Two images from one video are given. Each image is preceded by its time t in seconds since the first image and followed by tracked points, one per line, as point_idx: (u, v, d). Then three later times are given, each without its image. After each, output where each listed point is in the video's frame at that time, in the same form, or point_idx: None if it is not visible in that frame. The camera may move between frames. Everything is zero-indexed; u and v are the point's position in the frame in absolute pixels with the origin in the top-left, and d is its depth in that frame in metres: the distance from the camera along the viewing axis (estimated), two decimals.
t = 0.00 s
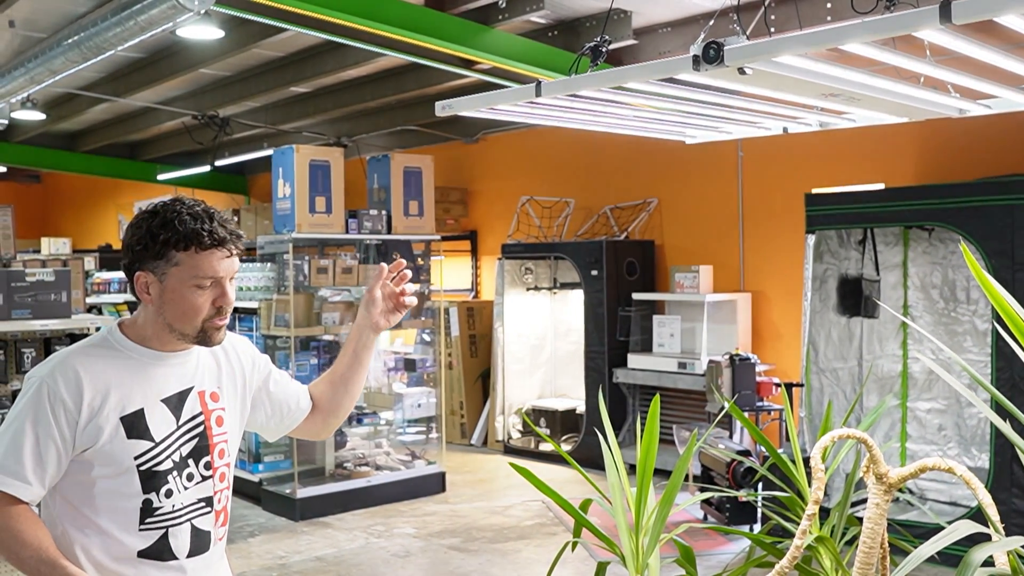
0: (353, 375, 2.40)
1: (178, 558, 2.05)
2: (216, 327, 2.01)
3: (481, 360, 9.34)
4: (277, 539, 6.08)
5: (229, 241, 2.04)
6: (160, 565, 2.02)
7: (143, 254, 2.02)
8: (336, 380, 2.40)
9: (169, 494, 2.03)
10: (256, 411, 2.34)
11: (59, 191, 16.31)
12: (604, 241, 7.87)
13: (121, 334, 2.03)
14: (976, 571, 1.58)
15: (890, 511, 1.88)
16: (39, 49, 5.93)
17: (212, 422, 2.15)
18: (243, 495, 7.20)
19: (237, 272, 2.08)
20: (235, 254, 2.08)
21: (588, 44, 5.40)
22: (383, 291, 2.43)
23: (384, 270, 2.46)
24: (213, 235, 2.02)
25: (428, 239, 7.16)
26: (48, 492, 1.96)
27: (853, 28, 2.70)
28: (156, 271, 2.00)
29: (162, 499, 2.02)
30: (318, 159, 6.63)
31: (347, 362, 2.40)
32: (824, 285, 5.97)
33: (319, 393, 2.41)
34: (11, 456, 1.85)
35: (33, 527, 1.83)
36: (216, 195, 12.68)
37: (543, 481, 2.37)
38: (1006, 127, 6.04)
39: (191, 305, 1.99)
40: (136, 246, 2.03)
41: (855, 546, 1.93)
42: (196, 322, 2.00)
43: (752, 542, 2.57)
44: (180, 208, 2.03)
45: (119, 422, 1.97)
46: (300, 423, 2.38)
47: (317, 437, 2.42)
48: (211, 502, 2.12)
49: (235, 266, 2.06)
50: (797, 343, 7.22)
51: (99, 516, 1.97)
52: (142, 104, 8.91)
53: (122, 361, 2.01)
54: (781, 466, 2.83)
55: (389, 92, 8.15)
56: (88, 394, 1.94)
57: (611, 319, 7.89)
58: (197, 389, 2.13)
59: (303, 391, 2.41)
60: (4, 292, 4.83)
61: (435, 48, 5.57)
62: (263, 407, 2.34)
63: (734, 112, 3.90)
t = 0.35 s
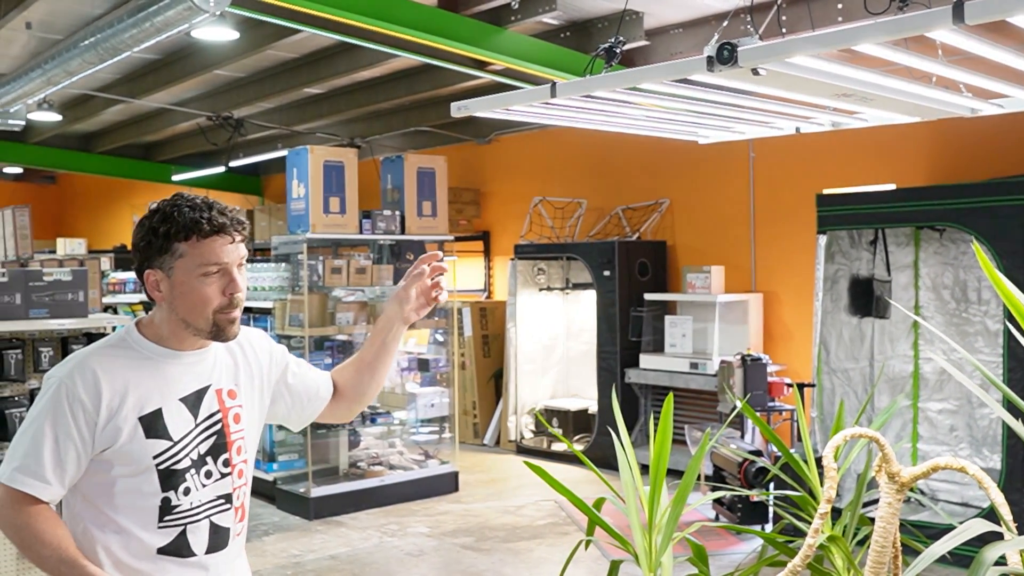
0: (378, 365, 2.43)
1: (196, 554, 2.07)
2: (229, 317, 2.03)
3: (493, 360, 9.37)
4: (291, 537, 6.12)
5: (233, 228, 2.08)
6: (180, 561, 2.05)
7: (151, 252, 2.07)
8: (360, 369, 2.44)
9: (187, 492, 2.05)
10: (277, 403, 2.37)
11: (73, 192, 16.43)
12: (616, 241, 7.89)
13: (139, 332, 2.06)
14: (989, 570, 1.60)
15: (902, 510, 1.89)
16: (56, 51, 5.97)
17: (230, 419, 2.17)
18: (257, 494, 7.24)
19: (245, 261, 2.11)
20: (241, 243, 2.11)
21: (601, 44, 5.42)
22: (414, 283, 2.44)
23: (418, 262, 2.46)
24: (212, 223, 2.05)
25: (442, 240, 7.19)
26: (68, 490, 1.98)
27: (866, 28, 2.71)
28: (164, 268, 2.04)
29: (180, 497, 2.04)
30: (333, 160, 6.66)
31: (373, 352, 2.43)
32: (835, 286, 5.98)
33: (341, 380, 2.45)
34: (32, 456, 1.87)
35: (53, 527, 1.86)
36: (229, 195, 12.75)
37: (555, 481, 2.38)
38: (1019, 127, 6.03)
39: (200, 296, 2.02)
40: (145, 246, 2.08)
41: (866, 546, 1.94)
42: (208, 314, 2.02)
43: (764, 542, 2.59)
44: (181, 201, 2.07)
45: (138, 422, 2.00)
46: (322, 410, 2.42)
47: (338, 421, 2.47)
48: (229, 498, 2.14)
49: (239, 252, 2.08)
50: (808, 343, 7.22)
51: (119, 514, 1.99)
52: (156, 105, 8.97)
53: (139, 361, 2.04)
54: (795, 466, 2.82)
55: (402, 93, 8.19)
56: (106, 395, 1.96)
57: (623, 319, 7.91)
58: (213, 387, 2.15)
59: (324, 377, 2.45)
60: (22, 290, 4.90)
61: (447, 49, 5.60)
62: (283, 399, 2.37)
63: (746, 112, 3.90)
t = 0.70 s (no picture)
0: (436, 330, 2.52)
1: (254, 542, 2.07)
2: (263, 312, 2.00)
3: (545, 360, 9.37)
4: (345, 535, 6.18)
5: (268, 223, 2.05)
6: (240, 550, 2.05)
7: (194, 250, 2.09)
8: (417, 333, 2.51)
9: (245, 484, 2.05)
10: (332, 381, 2.40)
11: (133, 195, 16.83)
12: (667, 241, 7.85)
13: (186, 330, 2.07)
14: None
15: (963, 515, 1.84)
16: (116, 56, 6.09)
17: (285, 410, 2.15)
18: (311, 491, 7.34)
19: (282, 256, 2.08)
20: (279, 238, 2.09)
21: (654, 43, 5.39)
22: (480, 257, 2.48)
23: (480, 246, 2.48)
24: (243, 218, 2.04)
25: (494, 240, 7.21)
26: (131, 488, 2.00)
27: (925, 24, 2.65)
28: (202, 268, 2.06)
29: (239, 490, 2.04)
30: (385, 160, 6.73)
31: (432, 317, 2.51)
32: (893, 286, 5.92)
33: (397, 344, 2.49)
34: (94, 457, 1.90)
35: (117, 524, 1.88)
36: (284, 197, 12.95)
37: (609, 480, 2.40)
38: None
39: (235, 293, 2.01)
40: (189, 244, 2.10)
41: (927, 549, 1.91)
42: (242, 310, 2.00)
43: (819, 545, 2.60)
44: (219, 197, 2.08)
45: (196, 420, 2.00)
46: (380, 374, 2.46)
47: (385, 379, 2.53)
48: (284, 486, 2.12)
49: (274, 246, 2.06)
50: (864, 345, 7.11)
51: (180, 509, 2.00)
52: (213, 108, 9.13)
53: (194, 361, 2.04)
54: (849, 468, 2.79)
55: (454, 94, 8.24)
56: (164, 395, 1.97)
57: (675, 319, 7.85)
58: (268, 380, 2.13)
59: (381, 341, 2.48)
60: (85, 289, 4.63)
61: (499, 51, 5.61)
62: (336, 375, 2.39)
63: (799, 110, 3.83)
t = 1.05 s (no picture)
0: (483, 324, 2.48)
1: (299, 540, 2.00)
2: (301, 316, 1.96)
3: (596, 360, 9.35)
4: (395, 534, 6.22)
5: (308, 222, 2.02)
6: (285, 548, 1.98)
7: (238, 249, 2.07)
8: (465, 327, 2.46)
9: (289, 482, 1.98)
10: (379, 377, 2.35)
11: (186, 195, 17.14)
12: (719, 240, 7.78)
13: (228, 328, 2.04)
14: None
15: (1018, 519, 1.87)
16: (170, 58, 6.18)
17: (329, 408, 2.09)
18: (363, 490, 7.40)
19: (323, 256, 2.04)
20: (321, 239, 2.05)
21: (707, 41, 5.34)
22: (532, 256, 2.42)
23: (532, 251, 2.41)
24: (284, 217, 2.01)
25: (545, 240, 7.21)
26: (176, 487, 1.95)
27: (984, 19, 2.56)
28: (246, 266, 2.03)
29: (282, 488, 1.97)
30: (436, 161, 6.78)
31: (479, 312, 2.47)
32: (948, 286, 5.54)
33: (444, 336, 2.45)
34: (139, 457, 1.85)
35: (162, 522, 1.84)
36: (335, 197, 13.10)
37: (655, 479, 2.31)
38: None
39: (274, 293, 1.98)
40: (234, 243, 2.09)
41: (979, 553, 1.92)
42: (280, 311, 1.97)
43: (872, 549, 2.52)
44: (263, 196, 2.06)
45: (239, 419, 1.94)
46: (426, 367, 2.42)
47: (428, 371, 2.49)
48: (329, 484, 2.05)
49: (313, 247, 2.02)
50: (920, 346, 6.97)
51: (224, 508, 1.94)
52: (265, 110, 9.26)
53: (238, 360, 1.98)
54: (902, 471, 2.66)
55: (504, 95, 8.26)
56: (207, 394, 1.91)
57: (727, 320, 7.79)
58: (311, 379, 2.07)
59: (427, 334, 2.43)
60: (138, 289, 4.58)
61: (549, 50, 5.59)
62: (384, 370, 2.34)
63: (853, 109, 3.73)
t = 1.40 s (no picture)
0: (495, 371, 2.36)
1: (324, 542, 1.98)
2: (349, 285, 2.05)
3: (625, 361, 9.30)
4: (422, 534, 6.21)
5: (328, 205, 2.13)
6: (308, 550, 1.96)
7: (259, 244, 2.07)
8: (476, 370, 2.36)
9: (312, 481, 1.97)
10: (394, 396, 2.29)
11: (216, 197, 17.29)
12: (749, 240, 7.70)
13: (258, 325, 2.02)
14: None
15: None
16: (198, 59, 6.21)
17: (350, 407, 2.07)
18: (390, 490, 7.40)
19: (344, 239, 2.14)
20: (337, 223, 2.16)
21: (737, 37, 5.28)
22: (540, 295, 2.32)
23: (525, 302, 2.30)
24: (309, 199, 2.10)
25: (573, 239, 7.18)
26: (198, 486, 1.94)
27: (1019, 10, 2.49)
28: (275, 255, 2.05)
29: (305, 486, 1.96)
30: (464, 160, 6.77)
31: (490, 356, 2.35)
32: (983, 286, 5.31)
33: (456, 377, 2.37)
34: (162, 453, 1.85)
35: (188, 518, 1.84)
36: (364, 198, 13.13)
37: (682, 480, 2.25)
38: None
39: (318, 269, 2.03)
40: (249, 241, 2.08)
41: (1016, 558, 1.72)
42: (328, 284, 2.03)
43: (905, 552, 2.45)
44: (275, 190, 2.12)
45: (261, 414, 1.93)
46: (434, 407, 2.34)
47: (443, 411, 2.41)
48: (354, 485, 2.04)
49: (339, 225, 2.13)
50: (955, 347, 6.85)
51: (248, 506, 1.93)
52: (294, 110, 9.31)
53: (259, 354, 1.98)
54: (936, 473, 2.59)
55: (532, 94, 8.24)
56: (229, 388, 1.91)
57: (757, 320, 7.71)
58: (331, 376, 2.06)
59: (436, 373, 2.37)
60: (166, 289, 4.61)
61: (576, 48, 5.55)
62: (398, 390, 2.28)
63: (885, 105, 3.66)
